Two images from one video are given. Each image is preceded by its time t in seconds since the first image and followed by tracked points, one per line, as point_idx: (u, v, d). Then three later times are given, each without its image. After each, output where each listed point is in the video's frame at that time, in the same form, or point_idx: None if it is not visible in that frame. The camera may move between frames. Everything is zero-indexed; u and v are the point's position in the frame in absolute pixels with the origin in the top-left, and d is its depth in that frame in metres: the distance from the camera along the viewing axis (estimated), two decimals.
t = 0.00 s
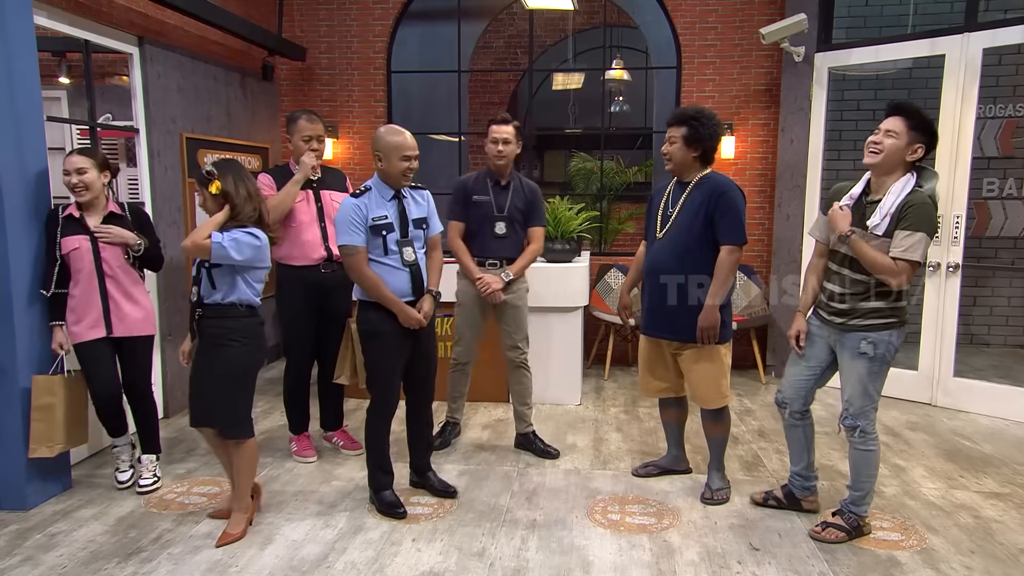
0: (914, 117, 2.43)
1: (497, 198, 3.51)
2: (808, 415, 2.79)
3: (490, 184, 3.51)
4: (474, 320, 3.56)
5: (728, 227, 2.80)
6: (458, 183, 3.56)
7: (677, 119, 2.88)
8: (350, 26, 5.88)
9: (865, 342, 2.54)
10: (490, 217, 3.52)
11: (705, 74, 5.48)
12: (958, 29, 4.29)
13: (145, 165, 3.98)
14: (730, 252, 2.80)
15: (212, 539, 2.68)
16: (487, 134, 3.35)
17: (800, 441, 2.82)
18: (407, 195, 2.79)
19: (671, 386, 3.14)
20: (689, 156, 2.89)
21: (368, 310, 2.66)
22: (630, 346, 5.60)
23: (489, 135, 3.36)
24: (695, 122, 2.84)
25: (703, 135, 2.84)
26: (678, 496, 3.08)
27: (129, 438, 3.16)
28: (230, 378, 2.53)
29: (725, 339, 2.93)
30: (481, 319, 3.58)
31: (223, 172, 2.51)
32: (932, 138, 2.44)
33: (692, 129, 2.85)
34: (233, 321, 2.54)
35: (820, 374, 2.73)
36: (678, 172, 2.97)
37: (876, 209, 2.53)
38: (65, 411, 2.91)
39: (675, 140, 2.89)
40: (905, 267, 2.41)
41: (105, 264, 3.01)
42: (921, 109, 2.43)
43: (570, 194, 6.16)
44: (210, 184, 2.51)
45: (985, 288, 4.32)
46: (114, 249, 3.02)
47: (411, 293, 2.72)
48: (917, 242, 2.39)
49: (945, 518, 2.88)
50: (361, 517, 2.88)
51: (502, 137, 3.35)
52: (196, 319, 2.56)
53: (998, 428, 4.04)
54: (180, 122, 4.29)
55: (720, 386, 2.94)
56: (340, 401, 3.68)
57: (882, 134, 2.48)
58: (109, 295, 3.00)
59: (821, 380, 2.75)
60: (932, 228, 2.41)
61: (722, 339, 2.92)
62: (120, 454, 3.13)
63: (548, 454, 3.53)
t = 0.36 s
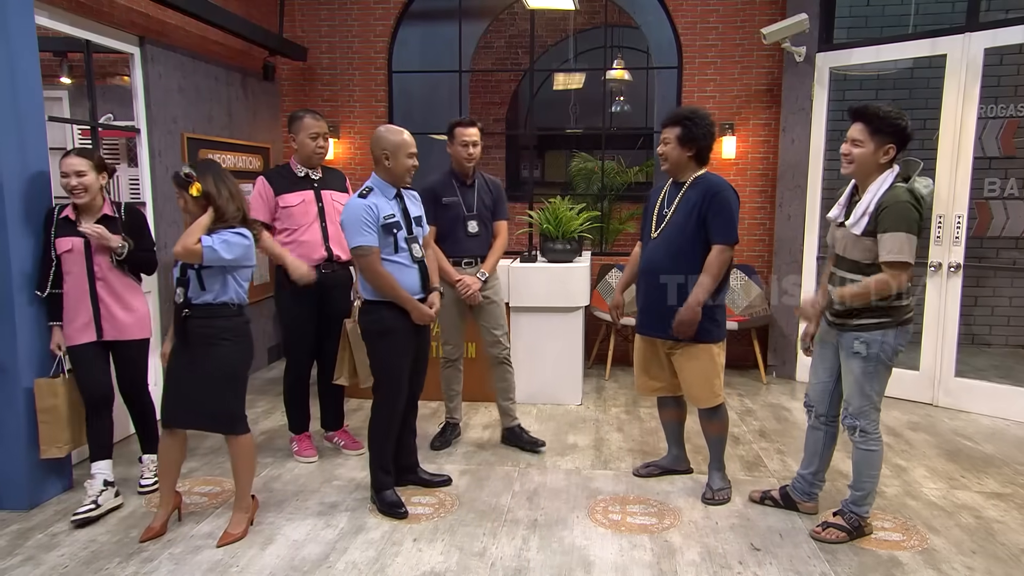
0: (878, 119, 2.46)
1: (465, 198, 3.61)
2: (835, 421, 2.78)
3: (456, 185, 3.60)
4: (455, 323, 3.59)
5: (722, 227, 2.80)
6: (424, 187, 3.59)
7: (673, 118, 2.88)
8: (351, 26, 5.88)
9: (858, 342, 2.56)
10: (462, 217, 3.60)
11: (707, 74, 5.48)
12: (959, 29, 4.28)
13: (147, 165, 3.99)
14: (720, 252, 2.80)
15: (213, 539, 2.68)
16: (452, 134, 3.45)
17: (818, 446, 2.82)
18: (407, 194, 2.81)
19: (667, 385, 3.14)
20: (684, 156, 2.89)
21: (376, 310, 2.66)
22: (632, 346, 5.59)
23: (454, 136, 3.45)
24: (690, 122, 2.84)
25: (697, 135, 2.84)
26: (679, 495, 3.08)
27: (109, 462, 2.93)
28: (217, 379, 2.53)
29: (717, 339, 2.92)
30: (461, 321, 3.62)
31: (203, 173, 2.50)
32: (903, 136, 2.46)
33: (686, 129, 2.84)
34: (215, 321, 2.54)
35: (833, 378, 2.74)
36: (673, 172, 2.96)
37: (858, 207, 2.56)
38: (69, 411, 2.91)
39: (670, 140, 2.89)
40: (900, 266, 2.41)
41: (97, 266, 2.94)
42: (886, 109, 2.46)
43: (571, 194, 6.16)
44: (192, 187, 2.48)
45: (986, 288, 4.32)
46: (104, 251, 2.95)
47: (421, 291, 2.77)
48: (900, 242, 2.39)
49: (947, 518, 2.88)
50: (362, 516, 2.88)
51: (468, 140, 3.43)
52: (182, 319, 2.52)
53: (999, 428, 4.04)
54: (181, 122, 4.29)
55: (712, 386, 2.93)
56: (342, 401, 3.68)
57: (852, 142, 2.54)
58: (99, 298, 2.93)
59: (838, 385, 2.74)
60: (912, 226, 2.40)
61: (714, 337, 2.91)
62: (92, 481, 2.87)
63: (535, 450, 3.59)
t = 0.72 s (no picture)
0: (863, 122, 2.48)
1: (458, 199, 3.61)
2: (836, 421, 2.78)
3: (448, 185, 3.58)
4: (455, 321, 3.62)
5: (717, 224, 2.80)
6: (418, 189, 3.55)
7: (665, 121, 2.89)
8: (353, 26, 5.88)
9: (856, 341, 2.55)
10: (458, 219, 3.59)
11: (709, 74, 5.47)
12: (962, 29, 4.28)
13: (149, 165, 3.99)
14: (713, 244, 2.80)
15: (215, 538, 2.68)
16: (445, 136, 3.42)
17: (819, 446, 2.82)
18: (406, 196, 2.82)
19: (668, 383, 3.13)
20: (678, 157, 2.90)
21: (383, 310, 2.66)
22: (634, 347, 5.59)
23: (449, 139, 3.44)
24: (683, 124, 2.85)
25: (691, 137, 2.85)
26: (682, 496, 3.07)
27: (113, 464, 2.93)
28: (204, 377, 2.54)
29: (715, 336, 2.92)
30: (461, 320, 3.65)
31: (173, 172, 2.50)
32: (892, 134, 2.47)
33: (680, 130, 2.85)
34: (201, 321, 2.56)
35: (833, 378, 2.73)
36: (667, 173, 2.96)
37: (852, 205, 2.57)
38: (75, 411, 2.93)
39: (663, 142, 2.89)
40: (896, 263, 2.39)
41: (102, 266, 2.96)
42: (871, 111, 2.48)
43: (573, 194, 6.16)
44: (163, 186, 2.48)
45: (989, 288, 4.31)
46: (111, 251, 2.97)
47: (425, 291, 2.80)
48: (897, 237, 2.37)
49: (950, 519, 2.87)
50: (364, 516, 2.88)
51: (464, 143, 3.43)
52: (158, 318, 2.50)
53: (1002, 429, 4.03)
54: (184, 122, 4.30)
55: (712, 382, 2.92)
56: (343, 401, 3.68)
57: (842, 145, 2.56)
58: (104, 298, 2.94)
59: (838, 385, 2.73)
60: (906, 222, 2.39)
61: (714, 335, 2.92)
62: (95, 482, 2.87)
63: (519, 445, 3.67)
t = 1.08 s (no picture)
0: (863, 122, 2.48)
1: (467, 199, 3.64)
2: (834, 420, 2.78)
3: (458, 185, 3.62)
4: (459, 317, 3.62)
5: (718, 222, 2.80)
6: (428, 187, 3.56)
7: (663, 123, 2.89)
8: (356, 26, 5.89)
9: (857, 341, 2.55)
10: (467, 217, 3.63)
11: (712, 74, 5.46)
12: (967, 28, 4.26)
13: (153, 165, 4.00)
14: (712, 241, 2.79)
15: (219, 537, 2.69)
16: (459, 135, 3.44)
17: (819, 446, 2.82)
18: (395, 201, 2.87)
19: (677, 382, 3.13)
20: (676, 159, 2.90)
21: (382, 310, 2.67)
22: (637, 347, 5.59)
23: (462, 137, 3.46)
24: (680, 126, 2.85)
25: (689, 140, 2.85)
26: (685, 496, 3.07)
27: (120, 463, 2.94)
28: (201, 375, 2.55)
29: (723, 335, 2.93)
30: (465, 316, 3.66)
31: (168, 173, 2.49)
32: (892, 134, 2.46)
33: (677, 133, 2.86)
34: (203, 319, 2.58)
35: (832, 377, 2.72)
36: (665, 176, 2.98)
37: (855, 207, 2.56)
38: (76, 410, 2.92)
39: (661, 144, 2.89)
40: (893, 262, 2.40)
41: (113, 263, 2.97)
42: (870, 111, 2.48)
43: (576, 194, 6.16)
44: (158, 187, 2.45)
45: (994, 288, 4.30)
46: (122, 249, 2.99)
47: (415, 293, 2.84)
48: (903, 241, 2.37)
49: (954, 520, 2.87)
50: (367, 516, 2.88)
51: (476, 143, 3.46)
52: (156, 318, 2.49)
53: (1007, 430, 4.02)
54: (188, 122, 4.32)
55: (717, 381, 2.93)
56: (346, 401, 3.68)
57: (843, 146, 2.55)
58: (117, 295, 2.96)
59: (837, 385, 2.73)
60: (913, 224, 2.40)
61: (720, 334, 2.93)
62: (100, 481, 2.86)
63: (502, 432, 3.87)
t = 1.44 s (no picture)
0: (851, 126, 2.46)
1: (484, 200, 3.66)
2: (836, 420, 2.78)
3: (477, 184, 3.64)
4: (464, 314, 3.63)
5: (735, 222, 2.81)
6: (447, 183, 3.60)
7: (681, 122, 2.89)
8: (358, 26, 5.89)
9: (858, 341, 2.54)
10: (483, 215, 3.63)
11: (714, 74, 5.46)
12: (969, 28, 4.26)
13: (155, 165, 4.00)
14: (730, 242, 2.81)
15: (220, 537, 2.69)
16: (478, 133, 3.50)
17: (820, 446, 2.81)
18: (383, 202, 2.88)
19: (686, 382, 3.16)
20: (694, 158, 2.90)
21: (371, 309, 2.70)
22: (639, 347, 5.59)
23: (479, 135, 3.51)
24: (698, 125, 2.86)
25: (707, 139, 2.85)
26: (687, 496, 3.07)
27: (127, 462, 2.94)
28: (199, 373, 2.56)
29: (738, 335, 2.94)
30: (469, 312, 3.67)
31: (166, 173, 2.48)
32: (883, 135, 2.44)
33: (695, 132, 2.86)
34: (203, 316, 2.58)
35: (833, 377, 2.72)
36: (684, 175, 2.98)
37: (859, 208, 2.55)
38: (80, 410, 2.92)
39: (679, 143, 2.90)
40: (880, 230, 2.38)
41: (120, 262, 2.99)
42: (851, 115, 2.48)
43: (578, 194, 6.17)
44: (155, 187, 2.45)
45: (997, 289, 4.29)
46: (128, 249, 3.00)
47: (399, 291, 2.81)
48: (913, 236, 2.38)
49: (956, 521, 2.86)
50: (369, 516, 2.88)
51: (493, 142, 3.49)
52: (157, 318, 2.49)
53: (1009, 430, 4.02)
54: (190, 122, 4.32)
55: (733, 384, 2.95)
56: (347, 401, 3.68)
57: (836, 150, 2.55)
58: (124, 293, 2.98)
59: (837, 384, 2.73)
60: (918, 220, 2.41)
61: (734, 335, 2.93)
62: (114, 478, 2.88)
63: (501, 432, 3.87)
